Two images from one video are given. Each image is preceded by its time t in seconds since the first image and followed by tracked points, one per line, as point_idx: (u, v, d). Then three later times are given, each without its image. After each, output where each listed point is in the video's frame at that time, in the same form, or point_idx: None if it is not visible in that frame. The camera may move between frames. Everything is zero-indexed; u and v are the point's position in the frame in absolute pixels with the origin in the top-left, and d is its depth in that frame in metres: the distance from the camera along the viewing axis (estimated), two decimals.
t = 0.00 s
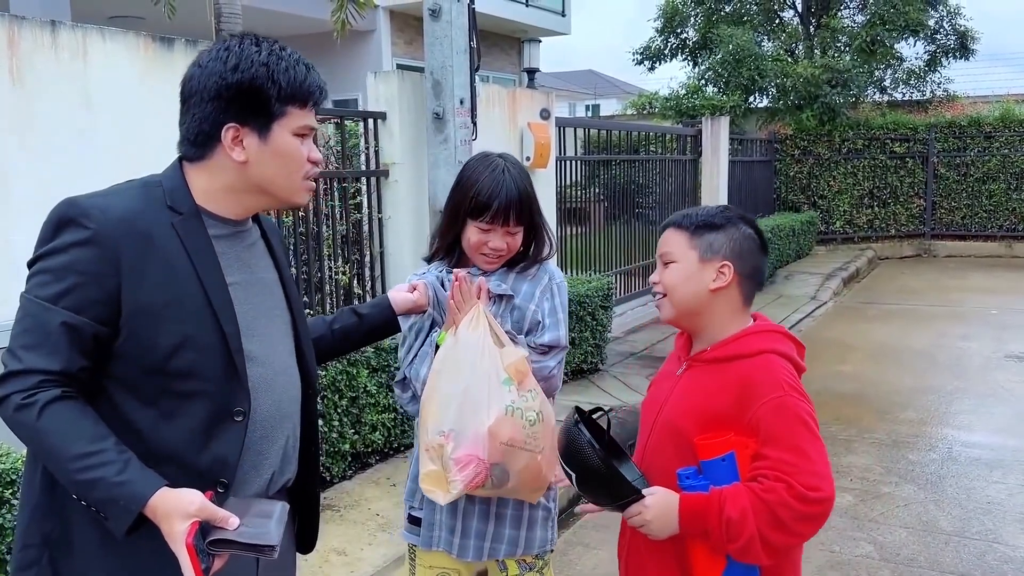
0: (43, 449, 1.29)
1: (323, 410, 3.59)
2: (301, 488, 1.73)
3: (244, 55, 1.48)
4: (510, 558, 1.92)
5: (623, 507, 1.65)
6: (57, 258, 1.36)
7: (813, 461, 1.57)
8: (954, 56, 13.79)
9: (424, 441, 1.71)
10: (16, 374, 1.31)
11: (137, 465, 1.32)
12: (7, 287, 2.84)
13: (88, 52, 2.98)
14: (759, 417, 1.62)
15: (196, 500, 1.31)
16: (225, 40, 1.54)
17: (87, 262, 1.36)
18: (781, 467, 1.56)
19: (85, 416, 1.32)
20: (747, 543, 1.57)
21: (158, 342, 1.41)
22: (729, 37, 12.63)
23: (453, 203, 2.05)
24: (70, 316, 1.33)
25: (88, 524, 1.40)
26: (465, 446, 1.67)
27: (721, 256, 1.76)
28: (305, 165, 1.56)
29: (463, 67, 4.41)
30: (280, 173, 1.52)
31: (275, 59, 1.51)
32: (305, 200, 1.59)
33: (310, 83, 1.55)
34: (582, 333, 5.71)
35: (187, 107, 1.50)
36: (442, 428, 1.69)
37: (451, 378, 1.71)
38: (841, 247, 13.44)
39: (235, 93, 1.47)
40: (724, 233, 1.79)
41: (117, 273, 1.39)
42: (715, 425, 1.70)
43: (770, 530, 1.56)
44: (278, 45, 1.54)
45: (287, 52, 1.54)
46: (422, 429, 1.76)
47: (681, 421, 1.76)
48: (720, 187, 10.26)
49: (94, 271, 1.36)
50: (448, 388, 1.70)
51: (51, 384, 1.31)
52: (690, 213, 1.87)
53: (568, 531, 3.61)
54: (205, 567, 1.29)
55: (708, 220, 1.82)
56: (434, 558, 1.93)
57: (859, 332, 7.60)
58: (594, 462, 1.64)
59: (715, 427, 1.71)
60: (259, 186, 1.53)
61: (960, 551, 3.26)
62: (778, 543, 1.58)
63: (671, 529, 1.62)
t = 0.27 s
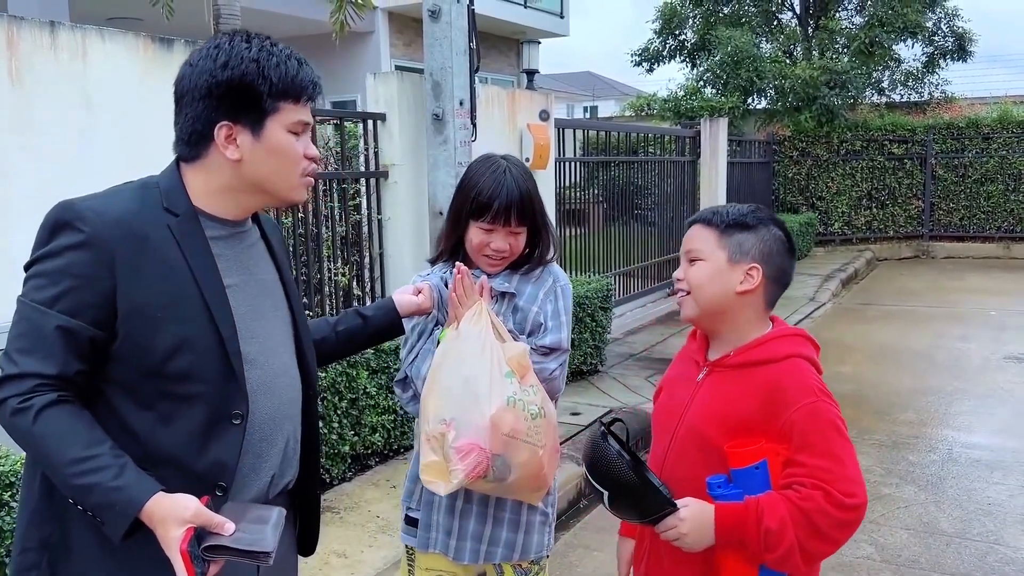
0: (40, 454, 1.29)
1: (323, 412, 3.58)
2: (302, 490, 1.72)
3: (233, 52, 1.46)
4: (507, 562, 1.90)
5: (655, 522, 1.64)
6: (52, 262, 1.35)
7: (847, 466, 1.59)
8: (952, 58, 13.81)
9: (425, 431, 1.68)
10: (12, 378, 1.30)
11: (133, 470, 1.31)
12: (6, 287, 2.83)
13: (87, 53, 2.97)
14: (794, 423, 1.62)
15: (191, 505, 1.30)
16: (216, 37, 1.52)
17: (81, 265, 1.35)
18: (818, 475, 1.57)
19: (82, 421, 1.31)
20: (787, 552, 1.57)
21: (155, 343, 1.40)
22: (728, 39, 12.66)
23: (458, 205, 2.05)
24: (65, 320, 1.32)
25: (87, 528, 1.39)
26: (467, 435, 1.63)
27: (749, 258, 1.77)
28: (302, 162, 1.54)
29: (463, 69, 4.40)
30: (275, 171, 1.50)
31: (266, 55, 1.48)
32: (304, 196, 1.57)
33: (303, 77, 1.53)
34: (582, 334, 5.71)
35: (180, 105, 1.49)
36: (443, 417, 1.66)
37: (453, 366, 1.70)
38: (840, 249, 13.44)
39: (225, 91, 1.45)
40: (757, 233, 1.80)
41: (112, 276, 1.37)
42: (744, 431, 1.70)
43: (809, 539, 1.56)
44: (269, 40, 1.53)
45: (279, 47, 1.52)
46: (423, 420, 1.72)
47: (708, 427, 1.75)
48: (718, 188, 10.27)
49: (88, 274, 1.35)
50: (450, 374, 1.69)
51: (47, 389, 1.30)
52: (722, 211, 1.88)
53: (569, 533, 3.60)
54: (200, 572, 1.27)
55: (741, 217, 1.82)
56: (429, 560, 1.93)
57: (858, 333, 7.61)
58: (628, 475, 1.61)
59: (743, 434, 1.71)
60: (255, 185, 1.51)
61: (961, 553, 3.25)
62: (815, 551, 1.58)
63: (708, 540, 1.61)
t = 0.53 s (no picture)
0: (44, 458, 1.27)
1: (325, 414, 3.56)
2: (311, 491, 1.70)
3: (210, 41, 1.44)
4: (501, 570, 1.89)
5: (688, 530, 1.62)
6: (55, 263, 1.33)
7: (870, 462, 1.64)
8: (949, 59, 13.84)
9: (434, 415, 1.66)
10: (16, 382, 1.28)
11: (138, 476, 1.29)
12: (7, 289, 2.81)
13: (88, 53, 2.95)
14: (816, 422, 1.67)
15: (197, 511, 1.27)
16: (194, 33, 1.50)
17: (84, 266, 1.33)
18: (844, 471, 1.62)
19: (87, 425, 1.29)
20: (818, 552, 1.60)
21: (161, 344, 1.38)
22: (726, 40, 12.67)
23: (464, 203, 2.04)
24: (69, 321, 1.30)
25: (95, 536, 1.37)
26: (479, 420, 1.62)
27: (763, 261, 1.78)
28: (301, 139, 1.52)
29: (464, 69, 4.39)
30: (273, 152, 1.48)
31: (243, 38, 1.46)
32: (310, 173, 1.55)
33: (283, 54, 1.50)
34: (583, 335, 5.70)
35: (170, 104, 1.47)
36: (455, 401, 1.64)
37: (465, 352, 1.70)
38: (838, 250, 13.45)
39: (210, 79, 1.43)
40: (770, 237, 1.82)
41: (116, 276, 1.35)
42: (764, 432, 1.73)
43: (837, 536, 1.60)
44: (243, 26, 1.50)
45: (255, 31, 1.50)
46: (430, 409, 1.71)
47: (727, 430, 1.77)
48: (717, 189, 10.27)
49: (92, 275, 1.33)
50: (459, 364, 1.69)
51: (52, 392, 1.28)
52: (732, 212, 1.89)
53: (571, 535, 3.59)
54: None
55: (755, 219, 1.84)
56: (420, 564, 1.91)
57: (857, 334, 7.61)
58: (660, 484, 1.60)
59: (763, 435, 1.74)
60: (257, 171, 1.50)
61: (965, 554, 3.25)
62: (841, 548, 1.62)
63: (738, 544, 1.61)
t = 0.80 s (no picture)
0: (64, 468, 1.25)
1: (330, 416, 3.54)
2: (332, 491, 1.70)
3: (216, 32, 1.43)
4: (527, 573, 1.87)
5: (740, 522, 1.57)
6: (68, 269, 1.31)
7: (884, 454, 1.67)
8: (945, 60, 13.86)
9: (476, 411, 1.63)
10: (34, 391, 1.27)
11: (161, 482, 1.28)
12: (12, 292, 2.79)
13: (92, 53, 2.93)
14: (835, 418, 1.68)
15: (224, 515, 1.26)
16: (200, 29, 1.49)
17: (100, 270, 1.32)
18: (866, 464, 1.64)
19: (105, 433, 1.28)
20: (849, 543, 1.61)
21: (180, 347, 1.36)
22: (724, 41, 12.68)
23: (475, 200, 2.04)
24: (84, 327, 1.28)
25: (123, 545, 1.38)
26: (522, 415, 1.61)
27: (765, 268, 1.77)
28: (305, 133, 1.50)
29: (467, 70, 4.37)
30: (278, 145, 1.46)
31: (248, 29, 1.45)
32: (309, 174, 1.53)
33: (288, 48, 1.50)
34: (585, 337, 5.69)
35: (173, 100, 1.45)
36: (498, 396, 1.62)
37: (500, 349, 1.69)
38: (835, 251, 13.47)
39: (215, 71, 1.42)
40: (772, 243, 1.80)
41: (131, 279, 1.34)
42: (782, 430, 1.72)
43: (864, 526, 1.63)
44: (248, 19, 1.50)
45: (262, 24, 1.49)
46: (466, 406, 1.68)
47: (744, 430, 1.75)
48: (716, 190, 10.27)
49: (108, 279, 1.32)
50: (494, 360, 1.68)
51: (70, 400, 1.27)
52: (732, 216, 1.86)
53: (578, 538, 3.58)
54: None
55: (757, 223, 1.81)
56: (444, 569, 1.89)
57: (858, 335, 7.61)
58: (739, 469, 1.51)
59: (780, 433, 1.73)
60: (263, 166, 1.47)
61: (973, 556, 3.24)
62: (865, 538, 1.64)
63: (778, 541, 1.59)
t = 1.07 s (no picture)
0: (83, 475, 1.23)
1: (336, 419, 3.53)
2: (353, 501, 1.67)
3: (264, 43, 1.41)
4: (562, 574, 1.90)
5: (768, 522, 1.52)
6: (92, 275, 1.30)
7: (894, 452, 1.67)
8: (941, 62, 13.90)
9: (495, 428, 1.69)
10: (53, 397, 1.25)
11: (179, 492, 1.26)
12: (17, 295, 2.77)
13: (98, 58, 2.95)
14: (845, 417, 1.68)
15: (241, 527, 1.23)
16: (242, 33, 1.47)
17: (123, 276, 1.30)
18: (878, 460, 1.64)
19: (124, 440, 1.26)
20: (865, 541, 1.60)
21: (201, 354, 1.35)
22: (721, 43, 12.70)
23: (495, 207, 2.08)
24: (106, 333, 1.27)
25: (140, 557, 1.35)
26: (541, 430, 1.65)
27: (765, 276, 1.75)
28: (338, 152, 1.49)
29: (471, 72, 4.36)
30: (313, 163, 1.45)
31: (296, 44, 1.44)
32: (340, 191, 1.52)
33: (334, 66, 1.49)
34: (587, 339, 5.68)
35: (211, 105, 1.43)
36: (516, 412, 1.67)
37: (520, 360, 1.73)
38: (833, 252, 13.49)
39: (260, 83, 1.40)
40: (770, 248, 1.78)
41: (153, 286, 1.32)
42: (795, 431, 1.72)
43: (879, 523, 1.62)
44: (296, 32, 1.49)
45: (310, 39, 1.48)
46: (488, 419, 1.73)
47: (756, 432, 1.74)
48: (715, 192, 10.28)
49: (130, 285, 1.30)
50: (515, 372, 1.72)
51: (89, 408, 1.25)
52: (727, 223, 1.84)
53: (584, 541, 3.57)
54: None
55: (755, 229, 1.79)
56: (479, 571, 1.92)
57: (857, 337, 7.62)
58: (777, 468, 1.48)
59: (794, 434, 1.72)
60: (295, 180, 1.46)
61: (981, 559, 3.24)
62: (880, 536, 1.63)
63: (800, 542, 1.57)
